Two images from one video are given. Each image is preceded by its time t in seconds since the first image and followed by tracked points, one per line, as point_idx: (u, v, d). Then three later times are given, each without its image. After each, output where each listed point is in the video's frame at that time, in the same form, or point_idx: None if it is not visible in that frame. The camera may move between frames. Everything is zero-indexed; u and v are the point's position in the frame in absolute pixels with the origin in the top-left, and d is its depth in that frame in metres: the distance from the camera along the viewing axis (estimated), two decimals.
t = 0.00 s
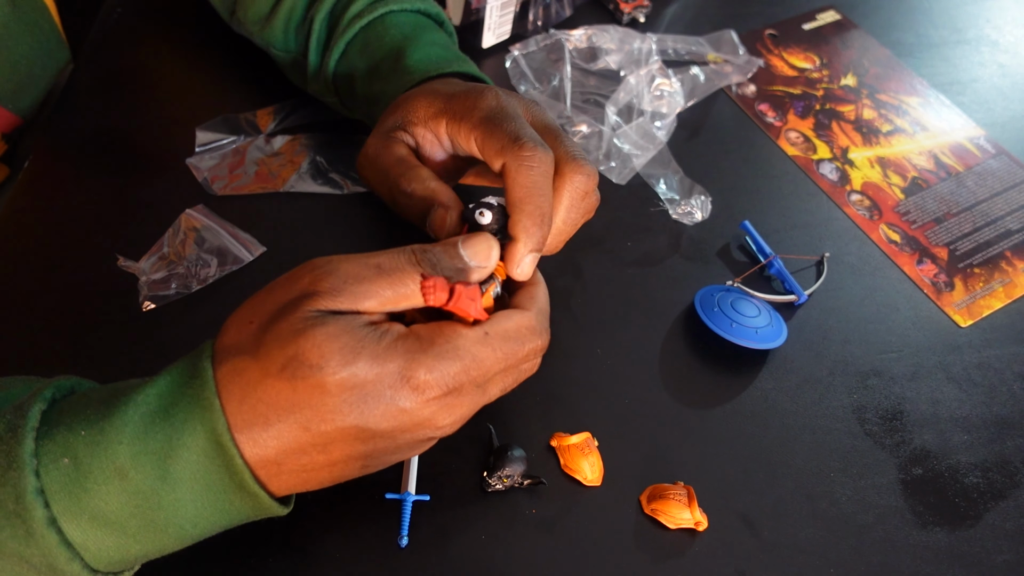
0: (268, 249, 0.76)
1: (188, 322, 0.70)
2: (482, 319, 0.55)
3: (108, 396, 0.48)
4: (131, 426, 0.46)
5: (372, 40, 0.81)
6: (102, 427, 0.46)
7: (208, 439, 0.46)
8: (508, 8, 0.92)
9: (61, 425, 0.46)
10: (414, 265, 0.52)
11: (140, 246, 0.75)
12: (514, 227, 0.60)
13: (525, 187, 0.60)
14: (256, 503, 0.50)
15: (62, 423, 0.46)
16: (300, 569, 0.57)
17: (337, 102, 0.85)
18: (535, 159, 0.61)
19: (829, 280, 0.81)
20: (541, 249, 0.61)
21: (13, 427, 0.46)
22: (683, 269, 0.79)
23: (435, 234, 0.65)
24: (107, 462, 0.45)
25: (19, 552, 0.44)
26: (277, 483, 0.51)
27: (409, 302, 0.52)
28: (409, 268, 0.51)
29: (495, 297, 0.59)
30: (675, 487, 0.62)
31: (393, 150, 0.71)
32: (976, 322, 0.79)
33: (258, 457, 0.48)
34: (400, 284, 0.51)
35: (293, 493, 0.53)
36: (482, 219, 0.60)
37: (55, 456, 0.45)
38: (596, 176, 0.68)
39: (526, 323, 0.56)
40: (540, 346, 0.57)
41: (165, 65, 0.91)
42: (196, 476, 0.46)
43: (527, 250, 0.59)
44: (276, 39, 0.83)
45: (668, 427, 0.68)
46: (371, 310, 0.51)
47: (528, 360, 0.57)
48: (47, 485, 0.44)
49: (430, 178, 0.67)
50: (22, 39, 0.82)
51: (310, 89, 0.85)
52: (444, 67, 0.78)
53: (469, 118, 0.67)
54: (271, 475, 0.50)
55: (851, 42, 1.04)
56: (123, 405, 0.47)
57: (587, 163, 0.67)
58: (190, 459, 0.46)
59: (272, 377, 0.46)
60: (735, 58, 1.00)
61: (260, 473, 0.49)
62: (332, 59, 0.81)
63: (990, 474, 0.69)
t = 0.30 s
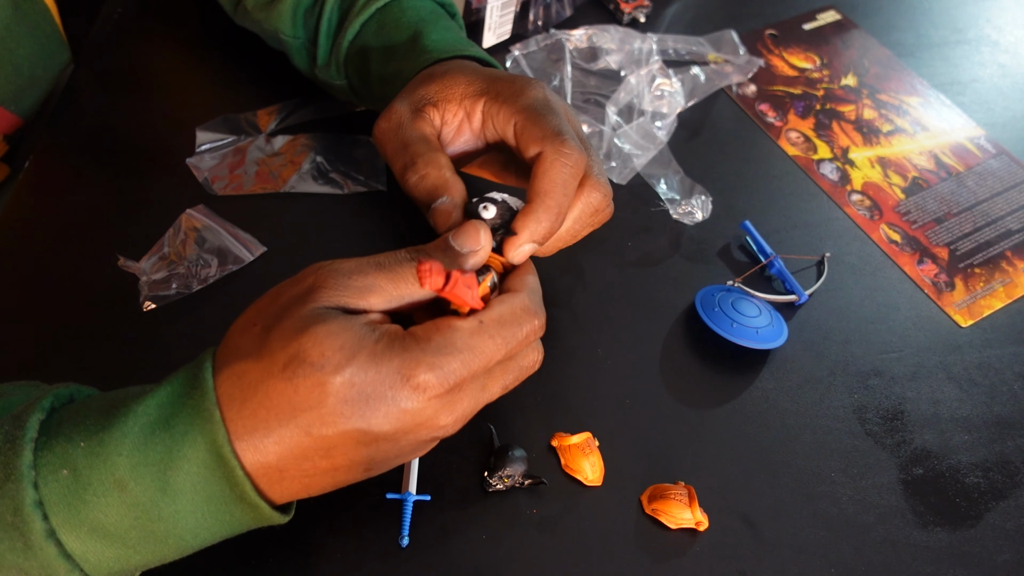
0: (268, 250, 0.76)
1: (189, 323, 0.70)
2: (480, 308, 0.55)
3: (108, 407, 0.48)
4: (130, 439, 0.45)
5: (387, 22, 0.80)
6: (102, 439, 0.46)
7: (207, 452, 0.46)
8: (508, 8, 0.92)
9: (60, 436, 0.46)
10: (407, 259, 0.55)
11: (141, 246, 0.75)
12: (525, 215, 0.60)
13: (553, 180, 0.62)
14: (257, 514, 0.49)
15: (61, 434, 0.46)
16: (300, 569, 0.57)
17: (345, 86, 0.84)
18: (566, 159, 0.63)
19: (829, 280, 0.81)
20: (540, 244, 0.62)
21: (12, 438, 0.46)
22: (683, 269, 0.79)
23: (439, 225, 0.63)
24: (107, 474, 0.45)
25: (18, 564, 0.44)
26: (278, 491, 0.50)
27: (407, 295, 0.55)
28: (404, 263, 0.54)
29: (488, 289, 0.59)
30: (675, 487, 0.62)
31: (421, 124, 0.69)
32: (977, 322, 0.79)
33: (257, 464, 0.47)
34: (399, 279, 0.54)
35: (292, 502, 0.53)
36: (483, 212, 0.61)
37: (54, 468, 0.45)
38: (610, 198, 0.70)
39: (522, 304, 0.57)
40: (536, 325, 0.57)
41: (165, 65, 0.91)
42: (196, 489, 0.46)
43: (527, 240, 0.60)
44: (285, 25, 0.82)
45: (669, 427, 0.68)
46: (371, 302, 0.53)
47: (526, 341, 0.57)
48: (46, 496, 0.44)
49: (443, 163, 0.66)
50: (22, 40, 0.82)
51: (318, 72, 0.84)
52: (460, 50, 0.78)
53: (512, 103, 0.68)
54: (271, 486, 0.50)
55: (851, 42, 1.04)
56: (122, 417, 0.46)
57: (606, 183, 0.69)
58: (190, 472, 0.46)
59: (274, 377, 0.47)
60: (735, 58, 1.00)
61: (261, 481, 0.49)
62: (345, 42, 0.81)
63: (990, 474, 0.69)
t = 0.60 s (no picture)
0: (268, 249, 0.76)
1: (189, 323, 0.70)
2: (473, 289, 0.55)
3: (102, 390, 0.48)
4: (124, 418, 0.46)
5: (380, 50, 0.80)
6: (95, 420, 0.46)
7: (200, 430, 0.46)
8: (509, 8, 0.92)
9: (53, 418, 0.46)
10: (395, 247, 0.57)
11: (141, 246, 0.75)
12: (517, 223, 0.60)
13: (528, 184, 0.58)
14: (250, 496, 0.49)
15: (55, 416, 0.46)
16: (300, 569, 0.57)
17: (343, 110, 0.84)
18: (535, 158, 0.58)
19: (830, 280, 0.81)
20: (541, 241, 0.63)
21: (5, 422, 0.46)
22: (683, 270, 0.79)
23: (449, 213, 0.64)
24: (100, 455, 0.45)
25: (10, 547, 0.44)
26: (269, 469, 0.49)
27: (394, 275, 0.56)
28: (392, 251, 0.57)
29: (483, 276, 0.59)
30: (676, 487, 0.62)
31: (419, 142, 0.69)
32: (977, 322, 0.79)
33: (249, 440, 0.47)
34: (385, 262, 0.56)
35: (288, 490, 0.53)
36: (488, 209, 0.62)
37: (47, 448, 0.45)
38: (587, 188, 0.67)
39: (513, 290, 0.57)
40: (526, 310, 0.57)
41: (165, 65, 0.91)
42: (189, 469, 0.46)
43: (528, 242, 0.61)
44: (280, 49, 0.83)
45: (669, 427, 0.68)
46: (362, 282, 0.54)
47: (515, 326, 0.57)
48: (38, 477, 0.44)
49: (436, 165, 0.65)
50: (22, 40, 0.82)
51: (316, 97, 0.85)
52: (454, 78, 0.77)
53: (465, 124, 0.64)
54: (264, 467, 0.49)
55: (851, 42, 1.04)
56: (115, 399, 0.47)
57: (577, 179, 0.66)
58: (183, 449, 0.46)
59: (262, 345, 0.47)
60: (735, 58, 1.00)
61: (252, 460, 0.48)
62: (339, 70, 0.80)
63: (991, 474, 0.69)
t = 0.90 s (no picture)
0: (268, 249, 0.76)
1: (189, 323, 0.70)
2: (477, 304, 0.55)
3: (91, 405, 0.48)
4: (110, 438, 0.45)
5: (392, 46, 0.80)
6: (83, 439, 0.45)
7: (188, 451, 0.45)
8: (509, 8, 0.92)
9: (42, 434, 0.46)
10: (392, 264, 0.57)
11: (141, 246, 0.75)
12: (530, 226, 0.60)
13: (549, 185, 0.60)
14: (241, 516, 0.49)
15: (44, 433, 0.46)
16: (300, 569, 0.57)
17: (349, 105, 0.85)
18: (559, 161, 0.61)
19: (830, 280, 0.81)
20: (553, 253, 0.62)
21: None
22: (683, 269, 0.79)
23: (461, 191, 0.60)
24: (87, 474, 0.45)
25: None
26: (264, 488, 0.49)
27: (393, 291, 0.56)
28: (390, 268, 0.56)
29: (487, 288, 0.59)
30: (676, 487, 0.62)
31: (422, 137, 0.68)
32: (977, 322, 0.79)
33: (243, 459, 0.47)
34: (386, 277, 0.56)
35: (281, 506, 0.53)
36: (494, 220, 0.63)
37: (36, 466, 0.45)
38: (607, 189, 0.69)
39: (516, 309, 0.57)
40: (527, 332, 0.57)
41: (165, 66, 0.91)
42: (177, 492, 0.46)
43: (542, 251, 0.60)
44: (290, 39, 0.83)
45: (669, 427, 0.68)
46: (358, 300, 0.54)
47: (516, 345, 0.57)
48: (27, 496, 0.44)
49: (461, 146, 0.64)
50: (22, 41, 0.82)
51: (322, 90, 0.85)
52: (466, 77, 0.78)
53: (495, 118, 0.67)
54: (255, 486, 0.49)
55: (851, 42, 1.04)
56: (103, 417, 0.46)
57: (600, 176, 0.69)
58: (171, 471, 0.45)
59: (258, 365, 0.47)
60: (735, 58, 1.00)
61: (246, 477, 0.48)
62: (348, 61, 0.80)
63: (991, 474, 0.69)
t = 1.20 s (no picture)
0: (268, 250, 0.76)
1: (189, 323, 0.70)
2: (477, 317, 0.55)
3: (108, 408, 0.48)
4: (128, 440, 0.45)
5: (390, 45, 0.81)
6: (100, 441, 0.46)
7: (206, 454, 0.46)
8: (509, 8, 0.92)
9: (59, 436, 0.46)
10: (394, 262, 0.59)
11: (141, 247, 0.75)
12: (530, 227, 0.61)
13: (556, 190, 0.63)
14: (254, 519, 0.49)
15: (60, 435, 0.46)
16: (301, 569, 0.57)
17: (344, 103, 0.84)
18: (565, 169, 0.64)
19: (830, 280, 0.81)
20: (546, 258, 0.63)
21: (10, 438, 0.46)
22: (683, 269, 0.79)
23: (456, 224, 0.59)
24: (103, 477, 0.45)
25: (11, 566, 0.44)
26: (273, 493, 0.49)
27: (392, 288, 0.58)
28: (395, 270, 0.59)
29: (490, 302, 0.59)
30: (676, 487, 0.62)
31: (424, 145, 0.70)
32: (977, 322, 0.79)
33: (254, 463, 0.47)
34: (391, 275, 0.58)
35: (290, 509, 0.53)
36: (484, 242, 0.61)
37: (51, 468, 0.45)
38: (610, 202, 0.70)
39: (524, 323, 0.57)
40: (536, 334, 0.58)
41: (165, 66, 0.91)
42: (194, 493, 0.46)
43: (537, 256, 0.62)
44: (286, 35, 0.82)
45: (669, 427, 0.68)
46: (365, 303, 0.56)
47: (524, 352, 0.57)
48: (42, 497, 0.45)
49: (460, 171, 0.65)
50: (21, 40, 0.82)
51: (317, 87, 0.84)
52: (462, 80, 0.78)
53: (503, 123, 0.68)
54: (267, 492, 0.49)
55: (851, 42, 1.04)
56: (120, 419, 0.46)
57: (603, 188, 0.70)
58: (188, 474, 0.46)
59: (274, 368, 0.48)
60: (735, 58, 1.00)
61: (256, 483, 0.48)
62: (345, 59, 0.81)
63: (991, 474, 0.69)
